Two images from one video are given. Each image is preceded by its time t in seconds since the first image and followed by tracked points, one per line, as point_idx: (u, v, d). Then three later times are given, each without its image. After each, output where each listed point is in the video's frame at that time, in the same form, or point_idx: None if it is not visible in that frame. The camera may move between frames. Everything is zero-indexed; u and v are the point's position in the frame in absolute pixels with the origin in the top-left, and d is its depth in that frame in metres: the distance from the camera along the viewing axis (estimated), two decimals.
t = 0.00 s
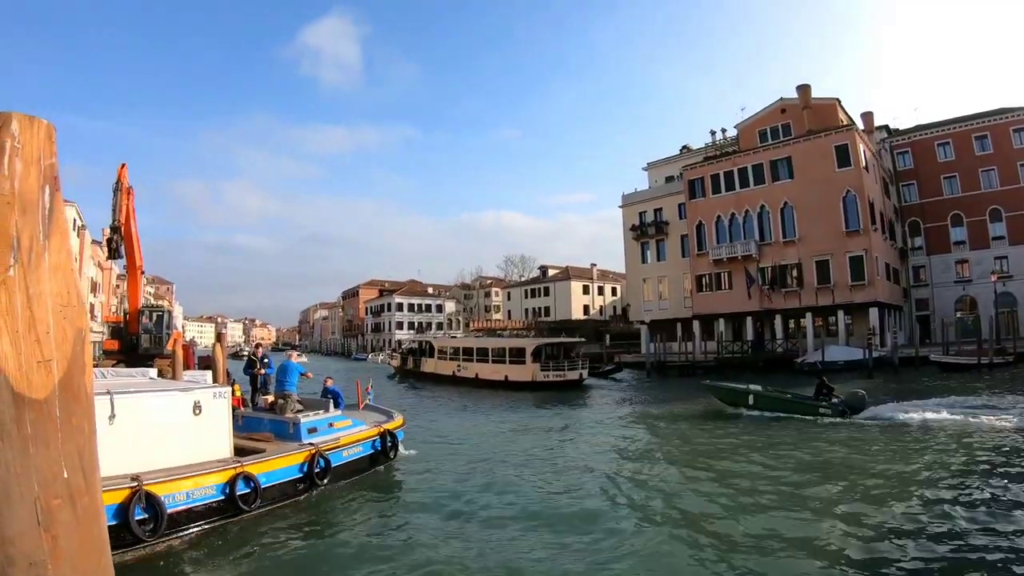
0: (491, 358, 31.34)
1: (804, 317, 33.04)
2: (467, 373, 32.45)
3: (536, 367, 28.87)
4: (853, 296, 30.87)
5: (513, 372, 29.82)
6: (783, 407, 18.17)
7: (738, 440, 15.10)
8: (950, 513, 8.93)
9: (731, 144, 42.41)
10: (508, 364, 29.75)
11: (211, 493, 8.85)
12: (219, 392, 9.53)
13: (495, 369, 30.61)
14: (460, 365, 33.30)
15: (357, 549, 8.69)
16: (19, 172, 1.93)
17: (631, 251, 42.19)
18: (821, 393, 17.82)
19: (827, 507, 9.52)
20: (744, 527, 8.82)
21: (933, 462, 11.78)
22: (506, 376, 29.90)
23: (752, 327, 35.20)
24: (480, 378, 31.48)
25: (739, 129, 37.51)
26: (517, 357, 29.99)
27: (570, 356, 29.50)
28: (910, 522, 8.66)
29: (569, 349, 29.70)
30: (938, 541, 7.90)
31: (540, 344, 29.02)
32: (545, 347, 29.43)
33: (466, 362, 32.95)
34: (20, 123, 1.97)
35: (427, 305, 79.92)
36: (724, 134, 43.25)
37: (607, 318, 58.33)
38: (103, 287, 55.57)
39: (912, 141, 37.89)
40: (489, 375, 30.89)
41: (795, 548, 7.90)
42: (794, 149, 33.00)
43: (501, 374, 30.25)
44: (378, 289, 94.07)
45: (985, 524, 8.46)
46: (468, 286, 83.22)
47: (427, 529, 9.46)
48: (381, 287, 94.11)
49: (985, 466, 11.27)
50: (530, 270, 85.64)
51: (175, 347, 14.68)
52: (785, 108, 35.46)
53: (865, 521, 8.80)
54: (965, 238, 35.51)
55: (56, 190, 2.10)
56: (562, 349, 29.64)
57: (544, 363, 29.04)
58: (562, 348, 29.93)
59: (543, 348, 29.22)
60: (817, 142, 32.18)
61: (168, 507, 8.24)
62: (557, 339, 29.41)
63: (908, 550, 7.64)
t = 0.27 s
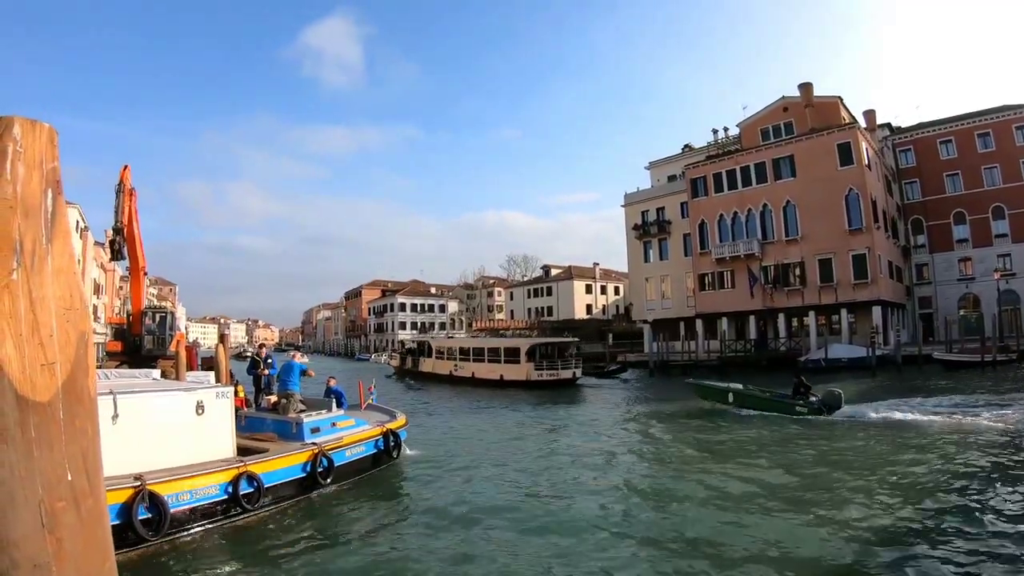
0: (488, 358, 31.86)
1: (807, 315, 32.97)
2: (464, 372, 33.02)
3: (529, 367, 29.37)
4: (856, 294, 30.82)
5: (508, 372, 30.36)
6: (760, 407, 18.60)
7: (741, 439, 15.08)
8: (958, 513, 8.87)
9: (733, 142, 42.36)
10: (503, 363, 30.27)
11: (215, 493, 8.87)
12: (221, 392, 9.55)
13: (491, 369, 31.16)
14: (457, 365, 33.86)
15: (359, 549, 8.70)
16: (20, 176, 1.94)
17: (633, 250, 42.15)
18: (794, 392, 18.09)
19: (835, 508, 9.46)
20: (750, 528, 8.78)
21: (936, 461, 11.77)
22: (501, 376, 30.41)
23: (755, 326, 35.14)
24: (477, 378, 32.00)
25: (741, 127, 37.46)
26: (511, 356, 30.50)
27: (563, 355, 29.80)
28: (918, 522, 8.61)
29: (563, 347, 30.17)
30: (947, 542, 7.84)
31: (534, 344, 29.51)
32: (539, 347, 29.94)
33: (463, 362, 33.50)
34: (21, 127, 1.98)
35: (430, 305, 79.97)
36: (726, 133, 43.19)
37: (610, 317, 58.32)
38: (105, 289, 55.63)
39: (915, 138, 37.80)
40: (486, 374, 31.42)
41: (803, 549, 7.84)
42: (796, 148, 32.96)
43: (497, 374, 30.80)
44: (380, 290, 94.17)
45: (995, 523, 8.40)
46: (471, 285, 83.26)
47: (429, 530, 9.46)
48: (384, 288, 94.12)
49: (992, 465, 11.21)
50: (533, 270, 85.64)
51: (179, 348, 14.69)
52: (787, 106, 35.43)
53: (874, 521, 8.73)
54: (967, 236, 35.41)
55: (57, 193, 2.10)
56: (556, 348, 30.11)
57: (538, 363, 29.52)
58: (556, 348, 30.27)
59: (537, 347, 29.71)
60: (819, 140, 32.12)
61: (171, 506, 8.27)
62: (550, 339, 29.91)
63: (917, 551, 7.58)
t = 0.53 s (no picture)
0: (482, 357, 32.14)
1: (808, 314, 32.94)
2: (459, 372, 33.31)
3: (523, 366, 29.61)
4: (857, 293, 30.80)
5: (502, 371, 30.64)
6: (741, 404, 18.89)
7: (742, 439, 15.07)
8: (963, 512, 8.85)
9: (734, 141, 42.35)
10: (497, 363, 30.53)
11: (216, 493, 8.88)
12: (223, 392, 9.56)
13: (485, 369, 31.46)
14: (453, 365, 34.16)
15: (359, 550, 8.70)
16: (20, 177, 1.94)
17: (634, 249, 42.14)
18: (776, 391, 18.44)
19: (840, 508, 9.40)
20: (755, 528, 8.73)
21: (939, 459, 11.77)
22: (495, 375, 30.68)
23: (756, 325, 35.11)
24: (472, 377, 32.26)
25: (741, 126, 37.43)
26: (505, 356, 30.79)
27: (556, 356, 30.26)
28: (925, 522, 8.55)
29: (555, 346, 30.42)
30: (955, 542, 7.79)
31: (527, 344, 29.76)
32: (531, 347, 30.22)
33: (458, 362, 33.80)
34: (22, 129, 1.98)
35: (431, 305, 79.98)
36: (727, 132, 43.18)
37: (611, 316, 58.30)
38: (107, 290, 55.70)
39: (915, 137, 37.77)
40: (481, 373, 31.68)
41: (810, 550, 7.79)
42: (797, 147, 32.94)
43: (491, 373, 31.09)
44: (382, 290, 94.25)
45: (1003, 522, 8.33)
46: (472, 285, 83.28)
47: (430, 530, 9.47)
48: (385, 288, 94.15)
49: (997, 463, 11.16)
50: (534, 269, 85.62)
51: (180, 348, 14.69)
52: (787, 105, 35.40)
53: (880, 521, 8.68)
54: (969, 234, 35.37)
55: (57, 194, 2.11)
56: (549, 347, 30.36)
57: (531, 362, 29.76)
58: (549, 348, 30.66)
59: (530, 347, 29.99)
60: (819, 138, 32.10)
61: (173, 507, 8.29)
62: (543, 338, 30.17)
63: (926, 551, 7.52)
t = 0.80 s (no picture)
0: (477, 357, 32.46)
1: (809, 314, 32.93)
2: (454, 372, 33.66)
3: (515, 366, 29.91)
4: (858, 293, 30.79)
5: (495, 370, 30.98)
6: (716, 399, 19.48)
7: (742, 439, 15.06)
8: (962, 511, 8.88)
9: (734, 141, 42.35)
10: (490, 363, 30.82)
11: (216, 494, 8.88)
12: (223, 393, 9.55)
13: (479, 368, 31.79)
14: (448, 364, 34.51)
15: (359, 550, 8.69)
16: (21, 177, 1.94)
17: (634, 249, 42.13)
18: (752, 389, 19.05)
19: (845, 509, 9.35)
20: (759, 530, 8.66)
21: (939, 459, 11.79)
22: (488, 374, 30.99)
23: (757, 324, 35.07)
24: (467, 376, 32.56)
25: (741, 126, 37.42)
26: (498, 356, 31.14)
27: (548, 355, 30.51)
28: (931, 523, 8.50)
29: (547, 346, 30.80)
30: (957, 542, 7.78)
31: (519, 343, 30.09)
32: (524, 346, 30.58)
33: (453, 361, 34.14)
34: (22, 129, 1.98)
35: (431, 305, 79.96)
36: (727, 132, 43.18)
37: (612, 316, 58.29)
38: (107, 291, 55.76)
39: (916, 136, 37.76)
40: (475, 373, 32.00)
41: (816, 552, 7.73)
42: (797, 146, 32.94)
43: (484, 373, 31.43)
44: (382, 290, 94.28)
45: (1009, 523, 8.30)
46: (472, 285, 83.30)
47: (430, 530, 9.44)
48: (385, 288, 94.13)
49: (1001, 464, 11.12)
50: (535, 269, 85.59)
51: (181, 348, 14.69)
52: (787, 104, 35.39)
53: (886, 523, 8.62)
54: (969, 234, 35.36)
55: (57, 195, 2.11)
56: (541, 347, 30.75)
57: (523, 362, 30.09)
58: (541, 348, 30.95)
59: (522, 347, 30.34)
60: (819, 138, 32.09)
61: (173, 508, 8.28)
62: (535, 338, 30.51)
63: (934, 554, 7.47)
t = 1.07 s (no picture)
0: (470, 357, 33.06)
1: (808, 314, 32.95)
2: (447, 371, 34.24)
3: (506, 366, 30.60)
4: (857, 293, 30.81)
5: (487, 370, 31.65)
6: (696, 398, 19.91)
7: (742, 439, 15.06)
8: (958, 511, 8.92)
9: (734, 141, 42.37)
10: (482, 362, 31.49)
11: (216, 495, 8.88)
12: (222, 394, 9.55)
13: (471, 368, 32.44)
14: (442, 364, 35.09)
15: (359, 551, 8.68)
16: (21, 177, 1.94)
17: (634, 249, 42.13)
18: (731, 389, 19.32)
19: (847, 509, 9.32)
20: (761, 531, 8.63)
21: (937, 459, 11.81)
22: (480, 373, 31.61)
23: (756, 324, 35.09)
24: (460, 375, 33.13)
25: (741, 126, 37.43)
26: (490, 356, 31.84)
27: (539, 355, 31.26)
28: (935, 524, 8.47)
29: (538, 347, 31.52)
30: (952, 541, 7.82)
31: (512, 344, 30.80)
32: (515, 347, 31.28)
33: (447, 361, 34.70)
34: (21, 129, 1.98)
35: (431, 305, 79.96)
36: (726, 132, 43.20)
37: (611, 316, 58.33)
38: (107, 291, 55.77)
39: (915, 136, 37.78)
40: (467, 373, 32.63)
41: (812, 551, 7.78)
42: (797, 146, 32.95)
43: (476, 372, 32.10)
44: (381, 290, 94.31)
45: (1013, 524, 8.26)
46: (472, 285, 83.35)
47: (429, 531, 9.44)
48: (384, 288, 94.14)
49: (1004, 464, 11.09)
50: (534, 269, 85.61)
51: (181, 348, 14.68)
52: (787, 104, 35.39)
53: (889, 524, 8.58)
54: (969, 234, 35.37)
55: (56, 195, 2.10)
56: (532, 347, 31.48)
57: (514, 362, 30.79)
58: (532, 348, 31.70)
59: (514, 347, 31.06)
60: (819, 138, 32.10)
61: (171, 510, 8.28)
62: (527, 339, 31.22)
63: (933, 554, 7.46)
